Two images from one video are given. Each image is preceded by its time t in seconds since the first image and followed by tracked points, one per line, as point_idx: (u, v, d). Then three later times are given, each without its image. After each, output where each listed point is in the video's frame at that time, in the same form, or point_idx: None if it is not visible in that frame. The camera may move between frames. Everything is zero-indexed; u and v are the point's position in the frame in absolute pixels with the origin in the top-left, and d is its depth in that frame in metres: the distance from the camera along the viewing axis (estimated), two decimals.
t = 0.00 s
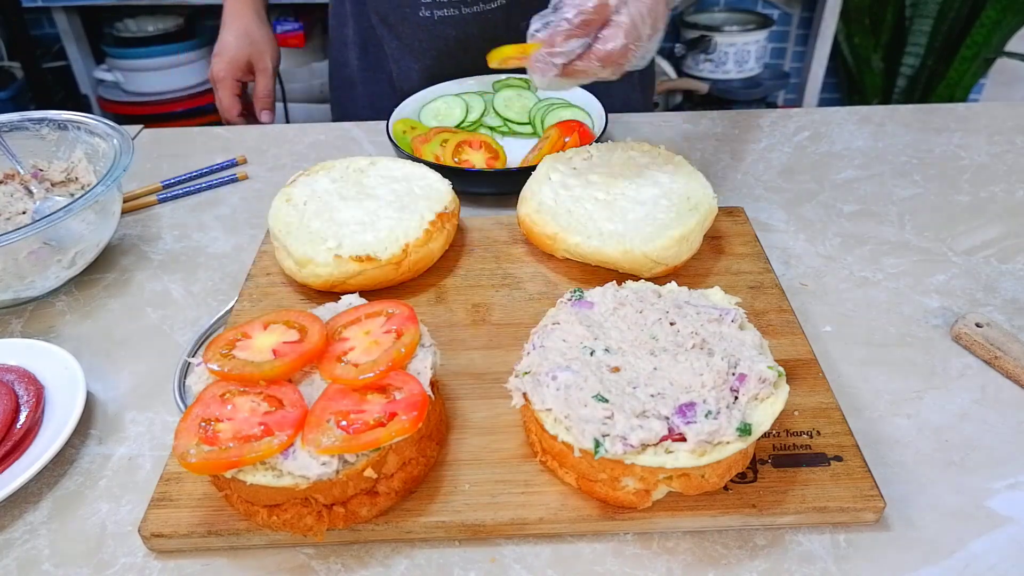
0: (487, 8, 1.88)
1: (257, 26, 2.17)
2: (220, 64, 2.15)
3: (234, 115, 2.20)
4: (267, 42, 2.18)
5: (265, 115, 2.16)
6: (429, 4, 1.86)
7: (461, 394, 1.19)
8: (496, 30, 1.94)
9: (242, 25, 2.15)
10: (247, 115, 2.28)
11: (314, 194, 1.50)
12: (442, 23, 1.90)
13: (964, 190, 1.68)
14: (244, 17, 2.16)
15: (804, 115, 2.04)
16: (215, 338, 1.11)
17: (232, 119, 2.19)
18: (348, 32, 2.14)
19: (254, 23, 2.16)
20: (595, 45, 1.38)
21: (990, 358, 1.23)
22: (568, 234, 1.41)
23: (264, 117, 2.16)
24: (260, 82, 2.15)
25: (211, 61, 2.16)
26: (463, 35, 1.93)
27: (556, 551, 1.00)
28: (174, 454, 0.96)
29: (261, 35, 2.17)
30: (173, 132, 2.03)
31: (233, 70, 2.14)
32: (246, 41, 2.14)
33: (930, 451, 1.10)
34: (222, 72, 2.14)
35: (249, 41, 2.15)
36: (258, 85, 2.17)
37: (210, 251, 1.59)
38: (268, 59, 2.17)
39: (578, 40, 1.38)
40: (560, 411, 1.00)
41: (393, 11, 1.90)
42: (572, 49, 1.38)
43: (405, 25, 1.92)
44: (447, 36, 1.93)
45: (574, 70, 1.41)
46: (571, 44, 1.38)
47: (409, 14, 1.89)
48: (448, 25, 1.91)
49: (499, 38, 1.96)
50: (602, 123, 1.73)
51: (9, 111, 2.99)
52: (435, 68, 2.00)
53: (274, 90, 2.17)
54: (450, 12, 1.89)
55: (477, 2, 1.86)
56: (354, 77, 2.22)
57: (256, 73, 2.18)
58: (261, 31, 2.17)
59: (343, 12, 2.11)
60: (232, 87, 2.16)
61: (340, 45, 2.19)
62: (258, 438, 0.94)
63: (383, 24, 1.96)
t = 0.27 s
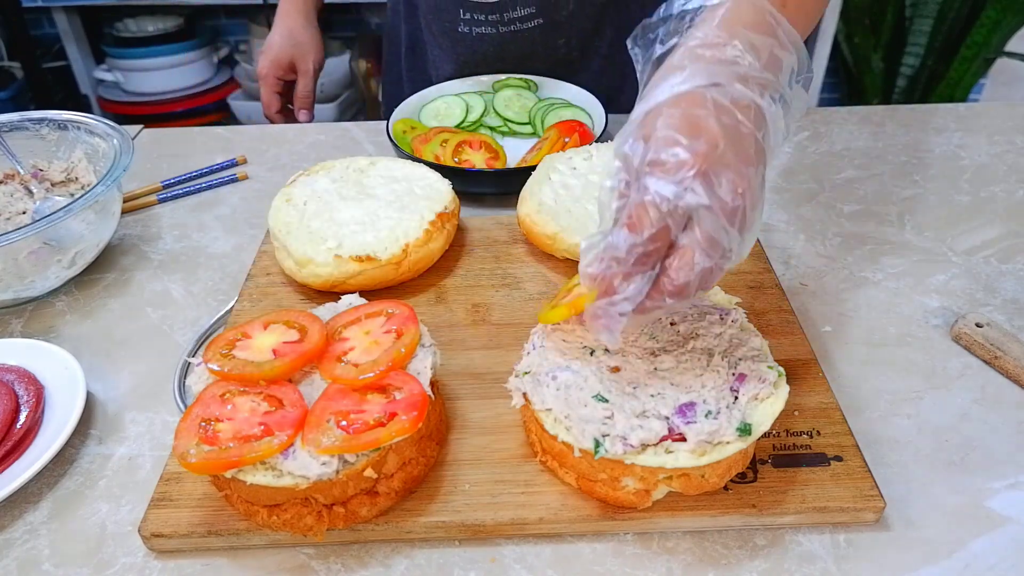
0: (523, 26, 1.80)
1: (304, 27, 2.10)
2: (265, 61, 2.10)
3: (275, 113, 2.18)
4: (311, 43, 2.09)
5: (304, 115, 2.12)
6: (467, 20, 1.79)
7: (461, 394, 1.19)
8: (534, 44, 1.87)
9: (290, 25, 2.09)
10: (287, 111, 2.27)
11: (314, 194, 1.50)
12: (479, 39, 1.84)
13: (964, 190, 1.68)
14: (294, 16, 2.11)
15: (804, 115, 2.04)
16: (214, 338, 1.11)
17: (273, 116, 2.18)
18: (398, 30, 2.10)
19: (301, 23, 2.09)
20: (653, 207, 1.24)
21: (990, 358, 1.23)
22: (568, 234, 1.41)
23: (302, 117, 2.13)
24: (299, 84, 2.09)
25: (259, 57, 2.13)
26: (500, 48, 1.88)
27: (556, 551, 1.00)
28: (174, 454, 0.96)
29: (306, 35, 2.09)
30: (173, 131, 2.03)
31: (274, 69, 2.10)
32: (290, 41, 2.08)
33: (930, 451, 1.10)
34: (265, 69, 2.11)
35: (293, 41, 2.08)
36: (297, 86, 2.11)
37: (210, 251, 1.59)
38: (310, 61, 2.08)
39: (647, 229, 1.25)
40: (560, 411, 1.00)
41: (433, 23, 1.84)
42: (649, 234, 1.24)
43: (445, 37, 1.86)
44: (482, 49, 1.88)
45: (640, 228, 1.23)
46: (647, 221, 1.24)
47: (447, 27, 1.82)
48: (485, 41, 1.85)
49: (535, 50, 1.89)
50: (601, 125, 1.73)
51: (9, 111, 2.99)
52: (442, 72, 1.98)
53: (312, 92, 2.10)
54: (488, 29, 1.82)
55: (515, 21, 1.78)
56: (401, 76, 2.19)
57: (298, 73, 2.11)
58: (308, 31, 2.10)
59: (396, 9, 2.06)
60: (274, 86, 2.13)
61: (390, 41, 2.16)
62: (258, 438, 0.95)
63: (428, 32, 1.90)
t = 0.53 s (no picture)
0: (525, 31, 1.76)
1: (309, 29, 2.11)
2: (270, 63, 2.09)
3: (280, 113, 2.19)
4: (318, 45, 2.10)
5: (308, 116, 2.13)
6: (469, 26, 1.77)
7: (461, 394, 1.19)
8: (537, 49, 1.84)
9: (296, 27, 2.10)
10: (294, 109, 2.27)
11: (314, 194, 1.50)
12: (480, 43, 1.83)
13: (964, 190, 1.68)
14: (299, 16, 2.11)
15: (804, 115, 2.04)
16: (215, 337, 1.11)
17: (277, 116, 2.19)
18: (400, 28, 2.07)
19: (306, 24, 2.09)
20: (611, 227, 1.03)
21: (990, 358, 1.23)
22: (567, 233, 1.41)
23: (306, 118, 2.14)
24: (303, 86, 2.09)
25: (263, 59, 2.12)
26: (504, 53, 1.86)
27: (556, 551, 1.00)
28: (174, 454, 0.96)
29: (312, 37, 2.10)
30: (173, 131, 2.03)
31: (279, 71, 2.09)
32: (296, 43, 2.08)
33: (930, 451, 1.10)
34: (270, 70, 2.09)
35: (298, 43, 2.08)
36: (303, 87, 2.10)
37: (210, 251, 1.59)
38: (315, 62, 2.09)
39: (652, 240, 1.02)
40: (560, 410, 1.00)
41: (435, 28, 1.82)
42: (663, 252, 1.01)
43: (446, 42, 1.84)
44: (485, 54, 1.87)
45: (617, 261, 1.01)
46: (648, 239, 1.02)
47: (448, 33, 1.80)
48: (486, 45, 1.84)
49: (537, 52, 1.86)
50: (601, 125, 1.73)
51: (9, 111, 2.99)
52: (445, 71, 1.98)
53: (317, 93, 2.11)
54: (489, 35, 1.80)
55: (516, 27, 1.75)
56: (401, 77, 2.19)
57: (303, 75, 2.11)
58: (314, 33, 2.10)
59: (399, 8, 2.04)
60: (279, 86, 2.13)
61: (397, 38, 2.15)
62: (258, 438, 0.95)
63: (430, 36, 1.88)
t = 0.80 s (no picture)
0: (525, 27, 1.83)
1: (317, 23, 2.11)
2: (278, 56, 2.10)
3: (288, 108, 2.19)
4: (325, 40, 2.10)
5: (314, 111, 2.11)
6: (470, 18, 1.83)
7: (461, 394, 1.19)
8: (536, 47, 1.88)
9: (303, 21, 2.10)
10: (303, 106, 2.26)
11: (314, 194, 1.50)
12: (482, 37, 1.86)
13: (964, 190, 1.68)
14: (307, 12, 2.11)
15: (804, 115, 2.04)
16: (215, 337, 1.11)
17: (285, 110, 2.18)
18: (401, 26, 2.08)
19: (313, 19, 2.09)
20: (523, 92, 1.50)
21: (990, 358, 1.23)
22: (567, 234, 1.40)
23: (311, 112, 2.12)
24: (309, 80, 2.09)
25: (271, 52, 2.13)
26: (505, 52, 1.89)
27: (556, 552, 1.00)
28: (174, 454, 0.96)
29: (319, 31, 2.10)
30: (173, 132, 2.03)
31: (286, 65, 2.09)
32: (303, 37, 2.08)
33: (930, 451, 1.10)
34: (278, 64, 2.10)
35: (305, 37, 2.08)
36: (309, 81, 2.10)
37: (210, 251, 1.59)
38: (322, 57, 2.09)
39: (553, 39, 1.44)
40: (560, 411, 1.00)
41: (437, 22, 1.87)
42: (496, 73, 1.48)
43: (448, 38, 1.88)
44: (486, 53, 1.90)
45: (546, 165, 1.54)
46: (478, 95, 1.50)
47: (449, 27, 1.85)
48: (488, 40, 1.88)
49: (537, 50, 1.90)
50: (602, 123, 1.72)
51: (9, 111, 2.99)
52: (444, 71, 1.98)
53: (323, 88, 2.10)
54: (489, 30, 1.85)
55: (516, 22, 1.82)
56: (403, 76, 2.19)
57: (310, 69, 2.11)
58: (321, 28, 2.10)
59: (400, 7, 2.06)
60: (287, 81, 2.13)
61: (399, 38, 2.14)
62: (258, 438, 0.94)
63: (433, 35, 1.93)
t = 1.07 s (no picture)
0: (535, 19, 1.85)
1: (323, 20, 2.11)
2: (283, 52, 2.10)
3: (291, 103, 2.17)
4: (330, 36, 2.10)
5: (316, 105, 2.09)
6: (479, 12, 1.83)
7: (461, 394, 1.19)
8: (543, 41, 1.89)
9: (308, 17, 2.10)
10: (306, 103, 2.25)
11: (314, 194, 1.50)
12: (489, 32, 1.87)
13: (964, 190, 1.68)
14: (313, 8, 2.12)
15: (804, 115, 2.04)
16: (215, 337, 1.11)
17: (287, 105, 2.17)
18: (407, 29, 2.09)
19: (319, 15, 2.09)
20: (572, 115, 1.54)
21: (990, 358, 1.23)
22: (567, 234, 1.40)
23: (315, 106, 2.09)
24: (314, 75, 2.09)
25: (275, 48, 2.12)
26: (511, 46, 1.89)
27: (556, 552, 1.00)
28: (174, 454, 0.96)
29: (325, 28, 2.10)
30: (173, 132, 2.03)
31: (291, 59, 2.09)
32: (308, 33, 2.09)
33: (930, 451, 1.10)
34: (282, 59, 2.10)
35: (311, 33, 2.08)
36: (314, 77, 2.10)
37: (210, 251, 1.59)
38: (327, 52, 2.09)
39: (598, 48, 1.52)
40: (560, 411, 1.00)
41: (444, 17, 1.88)
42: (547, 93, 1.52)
43: (455, 32, 1.88)
44: (493, 46, 1.90)
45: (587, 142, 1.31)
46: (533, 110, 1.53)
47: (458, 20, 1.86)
48: (495, 36, 1.88)
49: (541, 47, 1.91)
50: (602, 124, 1.73)
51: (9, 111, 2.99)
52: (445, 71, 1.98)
53: (327, 83, 2.09)
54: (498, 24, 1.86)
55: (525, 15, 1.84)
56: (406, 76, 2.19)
57: (315, 65, 2.11)
58: (327, 24, 2.10)
59: (406, 8, 2.07)
60: (291, 75, 2.13)
61: (399, 38, 2.14)
62: (258, 438, 0.95)
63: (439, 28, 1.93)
